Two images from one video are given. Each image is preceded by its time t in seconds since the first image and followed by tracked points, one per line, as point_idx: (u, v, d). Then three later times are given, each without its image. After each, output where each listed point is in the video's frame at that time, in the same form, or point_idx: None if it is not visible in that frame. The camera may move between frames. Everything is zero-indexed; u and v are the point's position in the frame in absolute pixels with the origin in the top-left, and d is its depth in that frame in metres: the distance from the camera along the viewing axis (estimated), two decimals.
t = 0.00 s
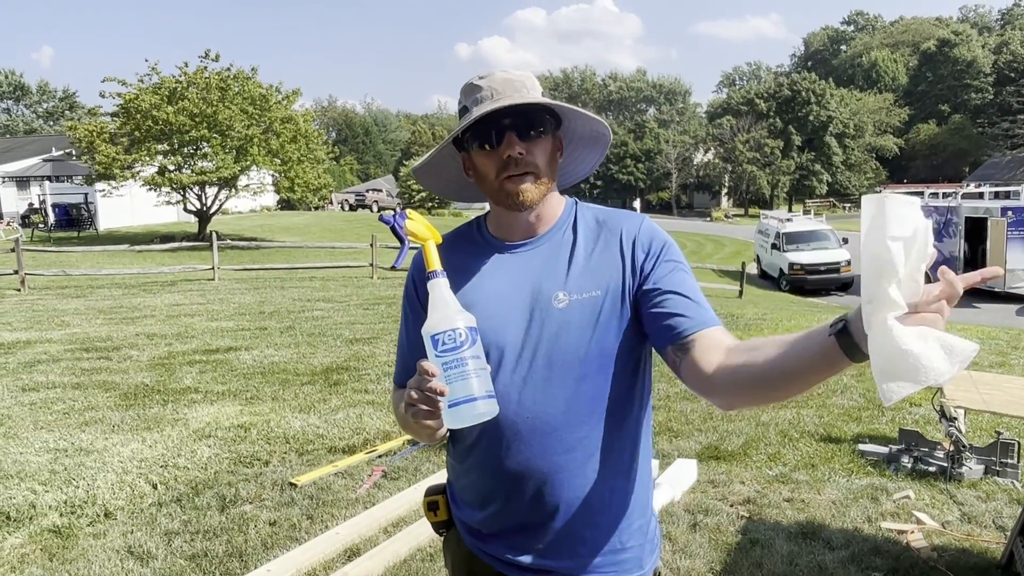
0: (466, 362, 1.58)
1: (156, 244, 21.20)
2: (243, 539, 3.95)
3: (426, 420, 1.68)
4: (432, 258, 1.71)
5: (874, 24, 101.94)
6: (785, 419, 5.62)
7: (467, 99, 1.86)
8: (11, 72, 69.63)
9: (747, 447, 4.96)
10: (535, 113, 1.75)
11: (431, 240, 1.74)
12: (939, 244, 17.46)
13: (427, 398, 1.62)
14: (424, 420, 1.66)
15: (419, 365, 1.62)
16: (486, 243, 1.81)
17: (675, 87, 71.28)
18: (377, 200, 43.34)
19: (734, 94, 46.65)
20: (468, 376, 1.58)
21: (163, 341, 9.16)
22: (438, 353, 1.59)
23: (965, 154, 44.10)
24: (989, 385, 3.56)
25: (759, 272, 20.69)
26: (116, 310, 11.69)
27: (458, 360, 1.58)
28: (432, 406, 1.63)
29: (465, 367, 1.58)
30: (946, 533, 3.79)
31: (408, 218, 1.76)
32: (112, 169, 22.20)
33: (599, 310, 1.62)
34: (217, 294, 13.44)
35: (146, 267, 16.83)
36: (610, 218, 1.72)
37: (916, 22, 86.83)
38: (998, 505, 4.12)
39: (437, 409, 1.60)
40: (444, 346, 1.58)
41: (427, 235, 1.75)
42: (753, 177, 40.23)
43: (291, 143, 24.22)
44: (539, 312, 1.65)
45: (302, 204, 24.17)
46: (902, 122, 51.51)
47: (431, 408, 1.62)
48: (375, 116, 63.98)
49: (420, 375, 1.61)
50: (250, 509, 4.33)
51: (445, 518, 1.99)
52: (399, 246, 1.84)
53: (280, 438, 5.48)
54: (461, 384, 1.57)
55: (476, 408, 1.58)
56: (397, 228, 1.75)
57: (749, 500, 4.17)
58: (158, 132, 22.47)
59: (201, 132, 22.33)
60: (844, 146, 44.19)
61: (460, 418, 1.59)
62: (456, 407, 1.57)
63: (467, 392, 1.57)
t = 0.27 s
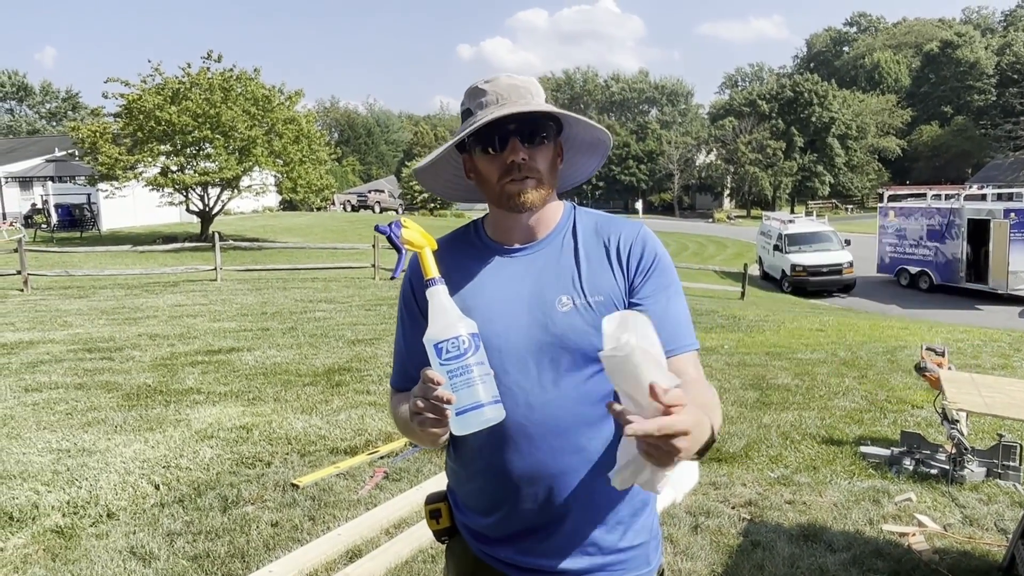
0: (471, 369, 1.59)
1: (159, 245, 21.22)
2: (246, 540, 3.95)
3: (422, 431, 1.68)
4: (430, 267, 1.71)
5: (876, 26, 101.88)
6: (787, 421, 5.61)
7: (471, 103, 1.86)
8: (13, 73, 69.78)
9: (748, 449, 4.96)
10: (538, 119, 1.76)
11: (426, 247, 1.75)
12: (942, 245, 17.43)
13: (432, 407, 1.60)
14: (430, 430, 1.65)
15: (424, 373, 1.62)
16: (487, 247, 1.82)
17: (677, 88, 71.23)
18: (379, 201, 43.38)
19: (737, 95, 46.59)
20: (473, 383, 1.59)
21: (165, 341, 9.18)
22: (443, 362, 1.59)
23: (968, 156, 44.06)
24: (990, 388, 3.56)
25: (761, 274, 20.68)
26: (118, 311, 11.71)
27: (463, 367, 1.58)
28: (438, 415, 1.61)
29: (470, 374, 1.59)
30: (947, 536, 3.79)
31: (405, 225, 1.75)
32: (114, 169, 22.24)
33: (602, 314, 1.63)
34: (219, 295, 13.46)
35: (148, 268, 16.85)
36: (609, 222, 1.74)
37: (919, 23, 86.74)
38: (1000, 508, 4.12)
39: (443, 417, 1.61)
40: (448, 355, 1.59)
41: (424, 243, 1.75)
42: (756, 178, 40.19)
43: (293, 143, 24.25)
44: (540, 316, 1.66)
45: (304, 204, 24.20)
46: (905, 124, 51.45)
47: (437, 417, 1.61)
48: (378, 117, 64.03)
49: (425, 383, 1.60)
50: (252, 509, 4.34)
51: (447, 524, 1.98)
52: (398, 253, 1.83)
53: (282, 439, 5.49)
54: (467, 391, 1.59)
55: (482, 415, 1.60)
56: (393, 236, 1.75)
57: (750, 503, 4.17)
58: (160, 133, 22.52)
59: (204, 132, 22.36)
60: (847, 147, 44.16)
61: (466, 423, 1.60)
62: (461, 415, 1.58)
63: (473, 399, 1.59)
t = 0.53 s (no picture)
0: (477, 372, 1.59)
1: (161, 245, 21.25)
2: (248, 540, 3.96)
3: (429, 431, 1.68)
4: (441, 267, 1.71)
5: (878, 27, 101.86)
6: (789, 422, 5.61)
7: (475, 98, 1.85)
8: (15, 73, 69.86)
9: (750, 450, 4.96)
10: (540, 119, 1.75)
11: (438, 248, 1.74)
12: (944, 246, 17.41)
13: (439, 407, 1.61)
14: (434, 430, 1.65)
15: (431, 374, 1.62)
16: (486, 246, 1.81)
17: (679, 89, 71.22)
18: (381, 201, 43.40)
19: (739, 96, 46.56)
20: (479, 386, 1.59)
21: (167, 342, 9.19)
22: (450, 363, 1.59)
23: (970, 157, 44.04)
24: (993, 389, 3.56)
25: (763, 275, 20.67)
26: (120, 311, 11.72)
27: (470, 370, 1.59)
28: (444, 416, 1.61)
29: (476, 377, 1.59)
30: (950, 538, 3.78)
31: (418, 225, 1.75)
32: (116, 170, 22.26)
33: (601, 316, 1.63)
34: (221, 295, 13.47)
35: (150, 268, 16.87)
36: (607, 223, 1.74)
37: (921, 25, 86.71)
38: (1003, 510, 4.12)
39: (448, 419, 1.60)
40: (455, 356, 1.58)
41: (436, 243, 1.74)
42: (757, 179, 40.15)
43: (295, 144, 24.28)
44: (541, 317, 1.65)
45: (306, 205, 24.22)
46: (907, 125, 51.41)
47: (443, 418, 1.61)
48: (379, 117, 64.09)
49: (432, 385, 1.61)
50: (254, 510, 4.34)
51: (447, 522, 1.98)
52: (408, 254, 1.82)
53: (284, 439, 5.49)
54: (473, 394, 1.58)
55: (488, 417, 1.59)
56: (406, 236, 1.75)
57: (753, 504, 4.16)
58: (163, 133, 22.55)
59: (206, 133, 22.39)
60: (849, 148, 44.13)
61: (470, 427, 1.60)
62: (467, 418, 1.58)
63: (478, 402, 1.58)
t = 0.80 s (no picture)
0: (489, 390, 1.60)
1: (163, 245, 21.27)
2: (251, 540, 3.96)
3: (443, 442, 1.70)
4: (449, 279, 1.69)
5: (880, 28, 101.83)
6: (792, 423, 5.61)
7: (469, 101, 1.86)
8: (18, 74, 69.96)
9: (753, 451, 4.96)
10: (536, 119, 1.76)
11: (446, 259, 1.71)
12: (946, 247, 17.38)
13: (448, 421, 1.62)
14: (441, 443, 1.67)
15: (440, 390, 1.63)
16: (482, 247, 1.81)
17: (681, 90, 71.20)
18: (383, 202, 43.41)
19: (741, 97, 46.52)
20: (493, 403, 1.61)
21: (169, 342, 9.19)
22: (461, 379, 1.60)
23: (972, 157, 44.00)
24: (997, 390, 3.55)
25: (765, 275, 20.65)
26: (123, 311, 11.73)
27: (481, 388, 1.60)
28: (453, 430, 1.63)
29: (489, 394, 1.60)
30: (954, 539, 3.78)
31: (426, 238, 1.73)
32: (119, 170, 22.29)
33: (600, 316, 1.63)
34: (223, 296, 13.48)
35: (153, 268, 16.88)
36: (604, 225, 1.73)
37: (923, 26, 86.66)
38: (1006, 510, 4.11)
39: (458, 434, 1.62)
40: (467, 373, 1.59)
41: (443, 255, 1.71)
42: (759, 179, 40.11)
43: (297, 145, 24.31)
44: (539, 317, 1.65)
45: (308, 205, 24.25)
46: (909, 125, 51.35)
47: (451, 433, 1.63)
48: (381, 118, 64.14)
49: (440, 399, 1.62)
50: (257, 510, 4.35)
51: (444, 522, 1.98)
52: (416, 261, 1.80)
53: (287, 440, 5.50)
54: (484, 411, 1.60)
55: (498, 434, 1.62)
56: (415, 249, 1.74)
57: (755, 504, 4.16)
58: (165, 134, 22.59)
59: (209, 133, 22.42)
60: (851, 148, 44.09)
61: (480, 442, 1.62)
62: (479, 434, 1.61)
63: (491, 419, 1.61)
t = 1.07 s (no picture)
0: (503, 362, 1.59)
1: (167, 246, 21.32)
2: (255, 539, 3.97)
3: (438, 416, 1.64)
4: (466, 247, 1.65)
5: (884, 28, 101.60)
6: (796, 423, 5.60)
7: (460, 105, 1.87)
8: (24, 75, 70.21)
9: (757, 451, 4.96)
10: (528, 122, 1.78)
11: (466, 222, 1.65)
12: (951, 247, 17.34)
13: (457, 393, 1.54)
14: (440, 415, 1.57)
15: (446, 358, 1.55)
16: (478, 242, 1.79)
17: (684, 90, 71.14)
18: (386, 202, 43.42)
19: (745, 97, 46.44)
20: (506, 377, 1.60)
21: (174, 342, 9.21)
22: (476, 351, 1.59)
23: (976, 157, 43.88)
24: (1002, 390, 3.54)
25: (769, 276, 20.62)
26: (127, 311, 11.76)
27: (495, 361, 1.58)
28: (460, 404, 1.55)
29: (502, 367, 1.59)
30: (958, 539, 3.78)
31: (448, 194, 1.65)
32: (123, 170, 22.34)
33: (599, 312, 1.66)
34: (227, 296, 13.51)
35: (157, 268, 16.92)
36: (600, 222, 1.76)
37: (927, 25, 86.41)
38: (1011, 510, 4.10)
39: (468, 407, 1.55)
40: (483, 344, 1.58)
41: (464, 216, 1.64)
42: (763, 180, 40.02)
43: (301, 145, 24.35)
44: (538, 314, 1.65)
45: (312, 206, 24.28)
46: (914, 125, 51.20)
47: (460, 407, 1.54)
48: (385, 118, 64.21)
49: (447, 368, 1.54)
50: (261, 509, 4.36)
51: (441, 523, 1.95)
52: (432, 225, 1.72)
53: (291, 439, 5.51)
54: (499, 385, 1.59)
55: (507, 411, 1.61)
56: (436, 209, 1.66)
57: (760, 504, 4.16)
58: (169, 134, 22.65)
59: (212, 133, 22.47)
60: (855, 149, 44.00)
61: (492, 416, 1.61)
62: (494, 408, 1.59)
63: (505, 395, 1.60)
